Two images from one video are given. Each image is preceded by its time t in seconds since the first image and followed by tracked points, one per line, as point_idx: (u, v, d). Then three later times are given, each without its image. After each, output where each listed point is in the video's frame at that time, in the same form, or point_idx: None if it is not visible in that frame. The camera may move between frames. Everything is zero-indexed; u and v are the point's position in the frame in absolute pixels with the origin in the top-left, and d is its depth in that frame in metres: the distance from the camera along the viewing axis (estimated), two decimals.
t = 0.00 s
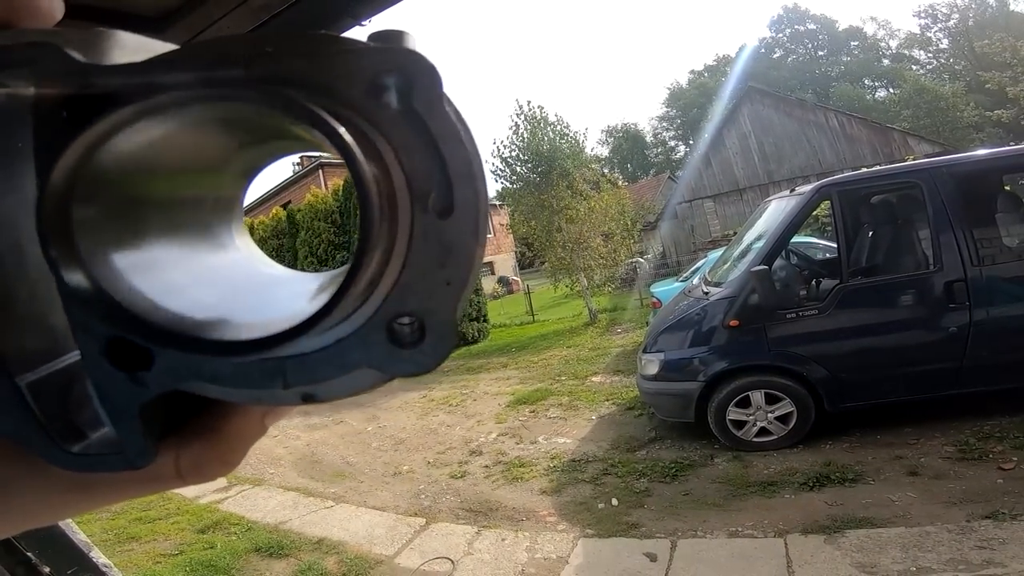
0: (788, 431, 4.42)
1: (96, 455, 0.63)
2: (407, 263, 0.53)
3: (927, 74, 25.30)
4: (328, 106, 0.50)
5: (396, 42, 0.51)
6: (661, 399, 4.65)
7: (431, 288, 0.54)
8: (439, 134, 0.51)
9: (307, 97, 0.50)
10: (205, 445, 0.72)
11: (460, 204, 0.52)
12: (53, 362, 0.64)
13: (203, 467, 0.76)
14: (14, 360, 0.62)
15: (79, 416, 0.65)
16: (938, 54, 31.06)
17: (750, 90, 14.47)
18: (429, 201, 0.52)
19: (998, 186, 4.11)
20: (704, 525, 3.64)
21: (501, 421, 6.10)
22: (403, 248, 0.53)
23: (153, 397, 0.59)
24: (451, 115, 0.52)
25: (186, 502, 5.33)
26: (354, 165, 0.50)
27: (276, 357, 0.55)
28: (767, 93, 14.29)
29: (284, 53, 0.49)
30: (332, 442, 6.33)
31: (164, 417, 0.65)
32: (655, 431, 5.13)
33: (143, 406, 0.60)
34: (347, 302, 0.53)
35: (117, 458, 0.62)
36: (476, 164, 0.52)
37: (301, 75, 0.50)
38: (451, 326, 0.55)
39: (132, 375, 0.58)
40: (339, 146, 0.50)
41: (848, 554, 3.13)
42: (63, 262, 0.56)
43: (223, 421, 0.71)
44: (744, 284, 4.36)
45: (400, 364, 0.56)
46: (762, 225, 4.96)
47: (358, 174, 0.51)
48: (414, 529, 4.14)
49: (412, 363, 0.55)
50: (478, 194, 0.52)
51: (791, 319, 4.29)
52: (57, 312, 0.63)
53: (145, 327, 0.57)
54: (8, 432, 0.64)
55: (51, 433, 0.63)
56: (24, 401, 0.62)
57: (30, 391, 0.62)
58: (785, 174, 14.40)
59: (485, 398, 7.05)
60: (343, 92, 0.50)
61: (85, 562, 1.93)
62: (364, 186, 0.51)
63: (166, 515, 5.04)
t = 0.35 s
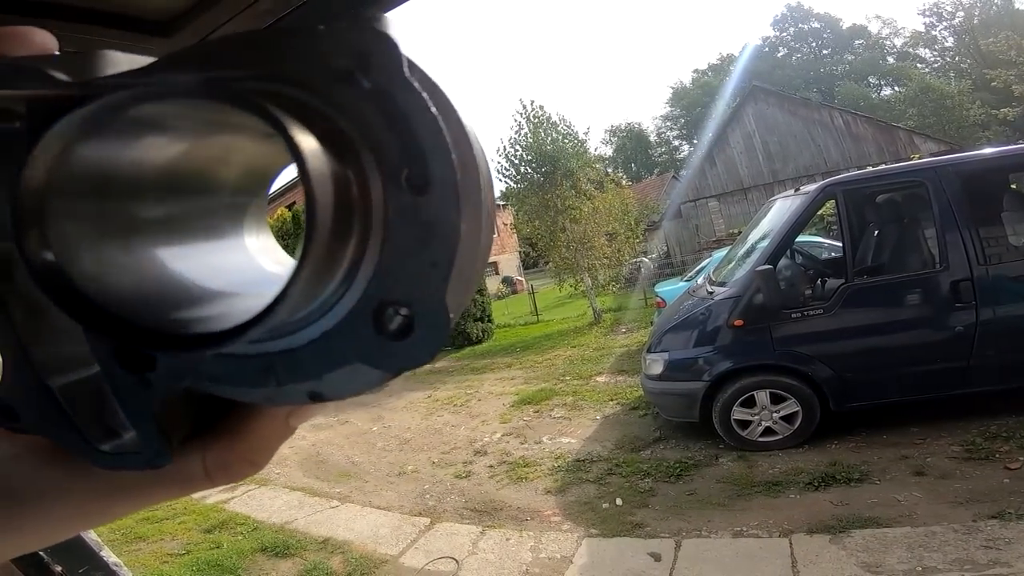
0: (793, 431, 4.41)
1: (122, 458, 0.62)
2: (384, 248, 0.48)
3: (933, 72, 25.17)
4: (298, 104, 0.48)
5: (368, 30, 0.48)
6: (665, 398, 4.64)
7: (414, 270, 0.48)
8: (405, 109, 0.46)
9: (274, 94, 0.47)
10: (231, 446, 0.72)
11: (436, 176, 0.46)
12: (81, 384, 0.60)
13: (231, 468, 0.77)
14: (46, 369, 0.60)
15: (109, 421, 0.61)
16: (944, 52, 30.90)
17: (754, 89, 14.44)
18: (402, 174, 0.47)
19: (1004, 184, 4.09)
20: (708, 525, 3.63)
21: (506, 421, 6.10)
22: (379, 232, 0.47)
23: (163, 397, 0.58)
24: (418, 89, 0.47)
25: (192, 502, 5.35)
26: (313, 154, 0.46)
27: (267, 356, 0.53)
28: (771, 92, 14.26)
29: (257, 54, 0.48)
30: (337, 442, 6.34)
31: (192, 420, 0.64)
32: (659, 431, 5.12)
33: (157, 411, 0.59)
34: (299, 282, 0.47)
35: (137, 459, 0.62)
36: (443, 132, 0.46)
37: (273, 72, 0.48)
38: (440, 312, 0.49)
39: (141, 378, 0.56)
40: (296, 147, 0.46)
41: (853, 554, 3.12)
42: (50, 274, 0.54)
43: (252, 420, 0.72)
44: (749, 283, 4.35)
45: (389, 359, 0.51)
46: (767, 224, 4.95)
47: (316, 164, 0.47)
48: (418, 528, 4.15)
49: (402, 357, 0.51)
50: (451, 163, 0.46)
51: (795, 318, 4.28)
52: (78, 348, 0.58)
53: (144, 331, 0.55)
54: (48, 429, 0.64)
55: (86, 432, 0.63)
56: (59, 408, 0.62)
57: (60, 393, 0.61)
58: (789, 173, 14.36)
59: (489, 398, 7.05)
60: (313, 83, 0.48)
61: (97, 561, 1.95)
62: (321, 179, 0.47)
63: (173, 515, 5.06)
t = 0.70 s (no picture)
0: (799, 432, 4.39)
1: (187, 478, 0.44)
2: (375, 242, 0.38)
3: (940, 73, 25.09)
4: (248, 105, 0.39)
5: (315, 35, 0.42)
6: (671, 400, 4.63)
7: (409, 257, 0.38)
8: (373, 96, 0.39)
9: (218, 109, 0.37)
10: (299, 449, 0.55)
11: (416, 161, 0.37)
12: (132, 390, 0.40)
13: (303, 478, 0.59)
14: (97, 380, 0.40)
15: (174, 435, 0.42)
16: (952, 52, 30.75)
17: (760, 90, 14.44)
18: (377, 164, 0.38)
19: (1014, 186, 4.06)
20: (714, 526, 3.62)
21: (511, 422, 6.11)
22: (362, 231, 0.38)
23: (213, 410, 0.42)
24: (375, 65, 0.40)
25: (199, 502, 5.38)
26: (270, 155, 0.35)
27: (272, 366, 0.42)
28: (776, 93, 14.25)
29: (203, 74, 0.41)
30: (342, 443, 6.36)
31: (249, 426, 0.48)
32: (665, 432, 5.11)
33: (207, 421, 0.42)
34: (271, 291, 0.34)
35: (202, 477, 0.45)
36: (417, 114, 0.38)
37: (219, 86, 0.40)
38: (445, 305, 0.38)
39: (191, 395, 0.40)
40: (250, 160, 0.34)
41: (860, 555, 3.10)
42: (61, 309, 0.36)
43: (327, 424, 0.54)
44: (756, 284, 4.33)
45: (396, 361, 0.40)
46: (773, 225, 4.93)
47: (278, 178, 0.35)
48: (424, 528, 4.15)
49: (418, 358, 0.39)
50: (430, 145, 0.37)
51: (803, 320, 4.27)
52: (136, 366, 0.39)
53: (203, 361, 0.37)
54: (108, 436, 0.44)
55: (150, 446, 0.42)
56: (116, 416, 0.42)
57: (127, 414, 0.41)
58: (795, 174, 14.34)
59: (495, 399, 7.07)
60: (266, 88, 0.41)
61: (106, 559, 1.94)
62: (282, 199, 0.35)
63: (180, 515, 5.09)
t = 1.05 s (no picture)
0: (806, 437, 4.37)
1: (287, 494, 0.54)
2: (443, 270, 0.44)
3: (952, 76, 24.84)
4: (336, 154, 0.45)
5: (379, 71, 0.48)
6: (677, 403, 4.62)
7: (472, 285, 0.43)
8: (428, 139, 0.43)
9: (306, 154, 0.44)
10: (386, 476, 0.60)
11: (471, 187, 0.42)
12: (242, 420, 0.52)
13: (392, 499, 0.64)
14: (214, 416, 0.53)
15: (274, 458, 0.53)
16: (965, 53, 30.47)
17: (769, 93, 14.36)
18: (444, 196, 0.43)
19: None
20: (719, 529, 3.60)
21: (516, 424, 6.10)
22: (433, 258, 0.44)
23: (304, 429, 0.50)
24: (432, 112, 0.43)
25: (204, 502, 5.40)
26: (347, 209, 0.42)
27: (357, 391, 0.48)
28: (786, 96, 14.17)
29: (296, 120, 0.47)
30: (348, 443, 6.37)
31: (338, 448, 0.56)
32: (670, 436, 5.09)
33: (302, 442, 0.51)
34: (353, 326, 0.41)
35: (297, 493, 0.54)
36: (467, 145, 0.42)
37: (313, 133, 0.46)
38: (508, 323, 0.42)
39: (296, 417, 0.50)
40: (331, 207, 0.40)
41: (865, 560, 3.08)
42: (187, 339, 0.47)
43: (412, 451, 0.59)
44: (763, 288, 4.32)
45: (468, 375, 0.44)
46: (781, 230, 4.92)
47: (360, 220, 0.42)
48: (428, 529, 4.15)
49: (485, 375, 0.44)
50: (482, 174, 0.42)
51: (811, 325, 4.24)
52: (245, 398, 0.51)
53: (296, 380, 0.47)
54: (223, 461, 0.58)
55: (256, 469, 0.54)
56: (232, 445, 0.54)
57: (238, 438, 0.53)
58: (804, 177, 14.24)
59: (500, 401, 7.06)
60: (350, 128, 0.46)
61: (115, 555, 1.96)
62: (361, 243, 0.41)
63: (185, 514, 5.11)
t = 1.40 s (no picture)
0: (810, 441, 4.34)
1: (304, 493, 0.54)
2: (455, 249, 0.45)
3: (960, 81, 24.73)
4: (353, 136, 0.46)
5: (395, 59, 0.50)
6: (681, 407, 4.60)
7: (488, 262, 0.44)
8: (442, 121, 0.45)
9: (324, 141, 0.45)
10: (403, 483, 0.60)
11: (481, 164, 0.44)
12: (267, 418, 0.52)
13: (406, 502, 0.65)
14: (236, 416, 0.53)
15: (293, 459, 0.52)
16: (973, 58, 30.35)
17: (776, 97, 14.34)
18: (454, 177, 0.45)
19: None
20: (721, 533, 3.58)
21: (519, 426, 6.10)
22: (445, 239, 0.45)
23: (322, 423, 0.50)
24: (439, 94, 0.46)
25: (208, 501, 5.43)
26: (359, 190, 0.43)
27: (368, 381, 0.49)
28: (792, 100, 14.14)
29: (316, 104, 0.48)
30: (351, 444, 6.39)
31: (360, 443, 0.56)
32: (674, 439, 5.08)
33: (321, 438, 0.51)
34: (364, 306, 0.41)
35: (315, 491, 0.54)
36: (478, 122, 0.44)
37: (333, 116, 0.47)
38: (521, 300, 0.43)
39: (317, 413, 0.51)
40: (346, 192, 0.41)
41: (868, 564, 3.06)
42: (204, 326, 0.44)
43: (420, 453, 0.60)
44: (769, 292, 4.31)
45: (483, 355, 0.44)
46: (787, 235, 4.91)
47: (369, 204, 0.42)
48: (430, 530, 4.15)
49: (500, 355, 0.44)
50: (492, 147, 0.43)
51: (816, 329, 4.22)
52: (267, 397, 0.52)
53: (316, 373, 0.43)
54: (246, 461, 0.58)
55: (279, 469, 0.53)
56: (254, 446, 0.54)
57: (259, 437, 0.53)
58: (810, 181, 14.19)
59: (503, 403, 7.06)
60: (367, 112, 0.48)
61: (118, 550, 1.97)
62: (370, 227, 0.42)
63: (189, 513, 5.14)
